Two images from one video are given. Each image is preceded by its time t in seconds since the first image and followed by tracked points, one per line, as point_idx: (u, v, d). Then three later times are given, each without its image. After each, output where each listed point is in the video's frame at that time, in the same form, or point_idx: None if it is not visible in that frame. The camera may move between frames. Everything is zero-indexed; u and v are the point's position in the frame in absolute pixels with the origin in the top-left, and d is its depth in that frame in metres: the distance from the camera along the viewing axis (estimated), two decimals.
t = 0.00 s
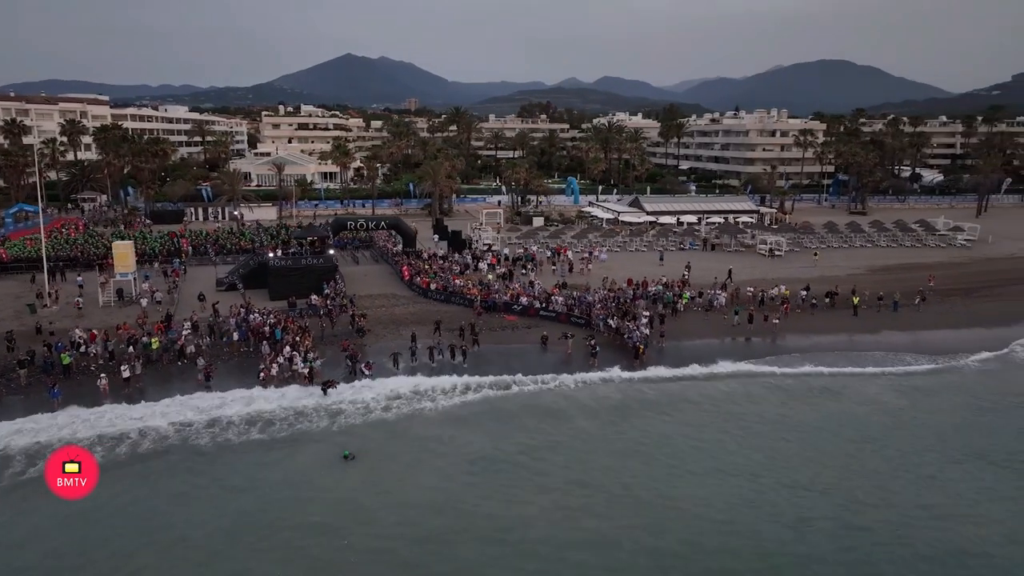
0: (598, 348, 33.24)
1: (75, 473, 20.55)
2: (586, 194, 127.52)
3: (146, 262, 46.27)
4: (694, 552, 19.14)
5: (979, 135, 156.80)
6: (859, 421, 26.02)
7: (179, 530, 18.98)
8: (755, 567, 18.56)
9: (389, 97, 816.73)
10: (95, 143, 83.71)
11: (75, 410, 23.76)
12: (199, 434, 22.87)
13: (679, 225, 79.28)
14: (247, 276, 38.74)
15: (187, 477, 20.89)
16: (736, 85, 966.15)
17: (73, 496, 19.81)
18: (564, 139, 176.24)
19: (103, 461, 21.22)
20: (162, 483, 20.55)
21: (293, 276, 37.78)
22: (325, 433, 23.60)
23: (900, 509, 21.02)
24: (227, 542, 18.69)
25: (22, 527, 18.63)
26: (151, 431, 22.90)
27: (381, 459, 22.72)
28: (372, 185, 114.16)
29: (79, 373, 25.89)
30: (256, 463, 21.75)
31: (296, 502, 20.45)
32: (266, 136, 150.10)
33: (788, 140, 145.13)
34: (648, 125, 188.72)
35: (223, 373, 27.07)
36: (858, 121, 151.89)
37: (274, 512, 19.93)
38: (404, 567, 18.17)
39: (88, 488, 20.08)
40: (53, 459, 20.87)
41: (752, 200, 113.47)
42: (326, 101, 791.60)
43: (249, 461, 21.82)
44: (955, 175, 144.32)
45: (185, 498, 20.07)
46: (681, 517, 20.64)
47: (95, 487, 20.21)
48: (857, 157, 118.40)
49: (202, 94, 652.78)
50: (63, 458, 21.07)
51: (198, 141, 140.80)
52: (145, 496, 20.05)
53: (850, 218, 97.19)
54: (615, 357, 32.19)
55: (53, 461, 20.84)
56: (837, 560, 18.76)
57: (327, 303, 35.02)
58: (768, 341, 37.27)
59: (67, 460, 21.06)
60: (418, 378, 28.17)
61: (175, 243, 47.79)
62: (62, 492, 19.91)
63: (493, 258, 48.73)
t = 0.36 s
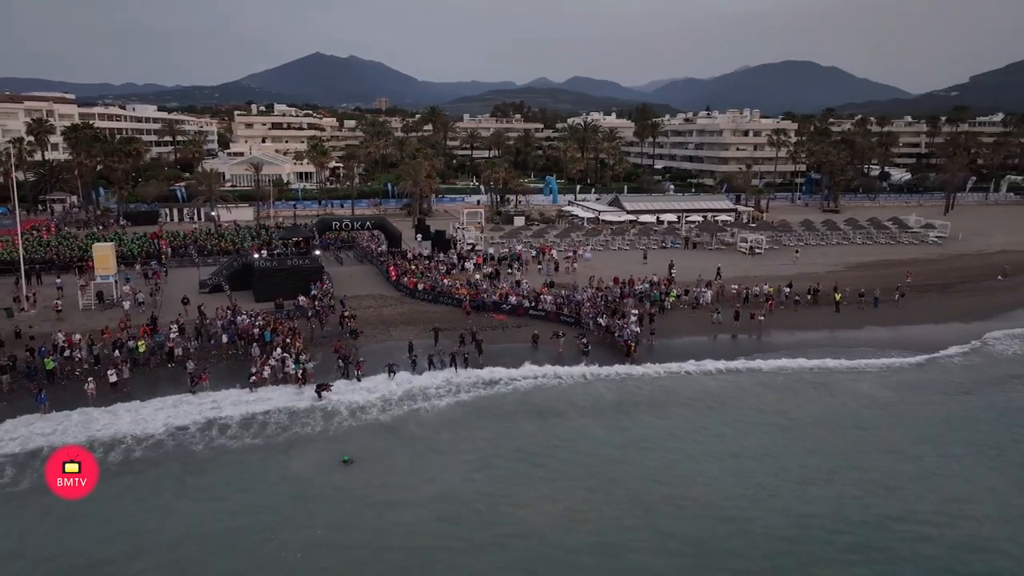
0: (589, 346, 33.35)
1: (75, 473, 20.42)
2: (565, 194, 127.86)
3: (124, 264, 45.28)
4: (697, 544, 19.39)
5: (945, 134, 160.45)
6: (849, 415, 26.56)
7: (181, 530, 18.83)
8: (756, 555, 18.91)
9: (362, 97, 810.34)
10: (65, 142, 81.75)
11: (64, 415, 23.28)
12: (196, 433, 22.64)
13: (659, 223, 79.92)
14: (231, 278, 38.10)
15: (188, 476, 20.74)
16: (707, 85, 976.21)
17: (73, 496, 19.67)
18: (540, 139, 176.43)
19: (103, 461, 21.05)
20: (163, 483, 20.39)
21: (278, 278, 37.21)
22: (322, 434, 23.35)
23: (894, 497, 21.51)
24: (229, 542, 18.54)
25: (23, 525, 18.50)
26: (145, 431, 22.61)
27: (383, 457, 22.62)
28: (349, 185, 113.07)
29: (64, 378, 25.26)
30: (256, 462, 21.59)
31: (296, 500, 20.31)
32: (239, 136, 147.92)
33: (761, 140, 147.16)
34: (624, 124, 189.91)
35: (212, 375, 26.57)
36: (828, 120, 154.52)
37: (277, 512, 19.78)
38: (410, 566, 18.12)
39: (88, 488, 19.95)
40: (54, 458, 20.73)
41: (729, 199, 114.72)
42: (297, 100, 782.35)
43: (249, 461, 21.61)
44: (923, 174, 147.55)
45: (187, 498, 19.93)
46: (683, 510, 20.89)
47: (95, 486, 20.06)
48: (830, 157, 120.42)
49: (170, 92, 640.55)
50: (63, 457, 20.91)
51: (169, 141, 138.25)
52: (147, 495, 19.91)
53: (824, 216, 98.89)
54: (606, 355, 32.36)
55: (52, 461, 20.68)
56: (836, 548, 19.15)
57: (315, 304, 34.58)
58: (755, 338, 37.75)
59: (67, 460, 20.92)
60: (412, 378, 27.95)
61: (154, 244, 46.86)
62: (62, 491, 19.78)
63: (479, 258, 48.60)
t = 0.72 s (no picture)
0: (577, 344, 33.54)
1: (75, 473, 20.23)
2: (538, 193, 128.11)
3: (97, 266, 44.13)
4: (697, 535, 19.69)
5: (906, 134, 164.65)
6: (837, 407, 27.17)
7: (183, 531, 18.65)
8: (755, 543, 19.30)
9: (329, 96, 801.01)
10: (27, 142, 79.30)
11: (50, 421, 22.74)
12: (192, 434, 22.42)
13: (635, 222, 80.70)
14: (210, 280, 37.35)
15: (187, 477, 20.55)
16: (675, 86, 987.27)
17: (73, 496, 19.49)
18: (512, 139, 176.73)
19: (104, 460, 20.90)
20: (163, 483, 20.22)
21: (259, 279, 36.61)
22: (319, 435, 23.13)
23: (884, 485, 22.08)
24: (234, 542, 18.44)
25: (23, 526, 18.30)
26: (138, 434, 22.29)
27: (382, 456, 22.55)
28: (322, 185, 111.73)
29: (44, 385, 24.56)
30: (256, 462, 21.43)
31: (298, 501, 20.15)
32: (206, 135, 145.02)
33: (730, 139, 149.52)
34: (595, 124, 191.22)
35: (199, 379, 26.11)
36: (794, 121, 157.45)
37: (278, 513, 19.64)
38: (415, 566, 18.06)
39: (89, 488, 19.77)
40: (53, 459, 20.56)
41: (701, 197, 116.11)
42: (263, 99, 770.13)
43: (248, 462, 21.42)
44: (886, 172, 151.25)
45: (187, 499, 19.74)
46: (682, 501, 21.21)
47: (96, 486, 19.90)
48: (797, 156, 122.77)
49: (130, 91, 625.92)
50: (63, 458, 20.74)
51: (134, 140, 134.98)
52: (147, 495, 19.74)
53: (794, 214, 100.81)
54: (594, 352, 32.61)
55: (52, 461, 20.51)
56: (831, 535, 19.63)
57: (299, 306, 34.11)
58: (736, 333, 38.38)
59: (66, 460, 20.74)
60: (403, 377, 27.77)
61: (128, 246, 45.76)
62: (62, 491, 19.60)
63: (461, 257, 48.48)
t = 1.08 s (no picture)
0: (563, 343, 33.70)
1: (75, 473, 19.94)
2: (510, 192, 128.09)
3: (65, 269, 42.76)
4: (700, 528, 19.95)
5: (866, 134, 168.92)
6: (825, 401, 27.79)
7: (187, 535, 18.40)
8: (756, 535, 19.68)
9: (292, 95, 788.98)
10: None
11: (34, 428, 22.11)
12: (189, 436, 22.10)
13: (609, 221, 81.33)
14: (187, 282, 36.48)
15: (188, 479, 20.28)
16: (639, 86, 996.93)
17: (73, 496, 19.20)
18: (481, 138, 176.49)
19: (104, 460, 20.65)
20: (165, 485, 19.95)
21: (237, 282, 35.91)
22: (315, 438, 22.80)
23: (873, 473, 22.77)
24: (242, 540, 18.37)
25: (24, 528, 18.03)
26: (130, 437, 21.86)
27: (383, 457, 22.41)
28: (290, 185, 109.93)
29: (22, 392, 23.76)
30: (256, 465, 21.20)
31: (300, 504, 19.93)
32: (168, 134, 141.52)
33: (696, 139, 151.66)
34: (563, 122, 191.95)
35: (183, 384, 25.51)
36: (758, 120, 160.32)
37: (282, 515, 19.42)
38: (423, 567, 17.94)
39: (89, 488, 19.49)
40: (53, 459, 20.28)
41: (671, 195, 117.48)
42: (224, 97, 754.68)
43: (246, 465, 21.14)
44: (847, 171, 154.97)
45: (189, 502, 19.49)
46: (683, 495, 21.48)
47: (96, 486, 19.61)
48: (763, 156, 125.06)
49: (83, 89, 607.92)
50: (62, 458, 20.45)
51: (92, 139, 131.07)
52: (149, 498, 19.46)
53: (762, 212, 102.68)
54: (582, 351, 32.80)
55: (52, 461, 20.23)
56: (826, 518, 20.34)
57: (281, 308, 33.55)
58: (717, 329, 39.01)
59: (66, 460, 20.46)
60: (393, 377, 27.54)
61: (97, 248, 44.48)
62: (62, 491, 19.32)
63: (440, 257, 48.24)
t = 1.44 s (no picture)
0: (553, 342, 33.76)
1: (76, 473, 19.60)
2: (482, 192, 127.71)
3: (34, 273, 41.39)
4: (709, 520, 20.03)
5: (829, 133, 172.73)
6: (817, 395, 28.25)
7: (192, 538, 17.95)
8: (764, 524, 19.84)
9: (255, 94, 775.42)
10: None
11: (21, 435, 21.46)
12: (185, 440, 21.63)
13: (585, 219, 81.70)
14: (166, 284, 35.61)
15: (189, 482, 19.84)
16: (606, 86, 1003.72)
17: (73, 496, 18.84)
18: (451, 138, 176.00)
19: (103, 461, 20.28)
20: (166, 488, 19.50)
21: (219, 284, 35.19)
22: (315, 441, 22.39)
23: (864, 457, 23.40)
24: (250, 537, 18.19)
25: (25, 529, 17.65)
26: (123, 441, 21.33)
27: (386, 457, 22.08)
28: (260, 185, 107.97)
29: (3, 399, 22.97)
30: (259, 469, 20.77)
31: (307, 507, 19.52)
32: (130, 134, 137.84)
33: (665, 138, 153.40)
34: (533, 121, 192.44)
35: (172, 388, 24.93)
36: (726, 120, 162.68)
37: (287, 518, 19.03)
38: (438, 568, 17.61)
39: (90, 487, 19.14)
40: (53, 459, 19.93)
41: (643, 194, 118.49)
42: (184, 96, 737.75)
43: (248, 469, 20.71)
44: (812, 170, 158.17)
45: (192, 506, 19.01)
46: (687, 485, 21.65)
47: (97, 486, 19.27)
48: (732, 155, 126.91)
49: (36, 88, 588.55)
50: (62, 458, 20.11)
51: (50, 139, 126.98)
52: (151, 499, 19.04)
53: (733, 211, 104.14)
54: (572, 349, 32.88)
55: (52, 461, 19.88)
56: (823, 500, 20.89)
57: (264, 309, 32.90)
58: (701, 325, 39.50)
59: (66, 460, 20.11)
60: (387, 378, 27.19)
61: (69, 250, 43.20)
62: (63, 491, 18.98)
63: (423, 257, 47.92)
